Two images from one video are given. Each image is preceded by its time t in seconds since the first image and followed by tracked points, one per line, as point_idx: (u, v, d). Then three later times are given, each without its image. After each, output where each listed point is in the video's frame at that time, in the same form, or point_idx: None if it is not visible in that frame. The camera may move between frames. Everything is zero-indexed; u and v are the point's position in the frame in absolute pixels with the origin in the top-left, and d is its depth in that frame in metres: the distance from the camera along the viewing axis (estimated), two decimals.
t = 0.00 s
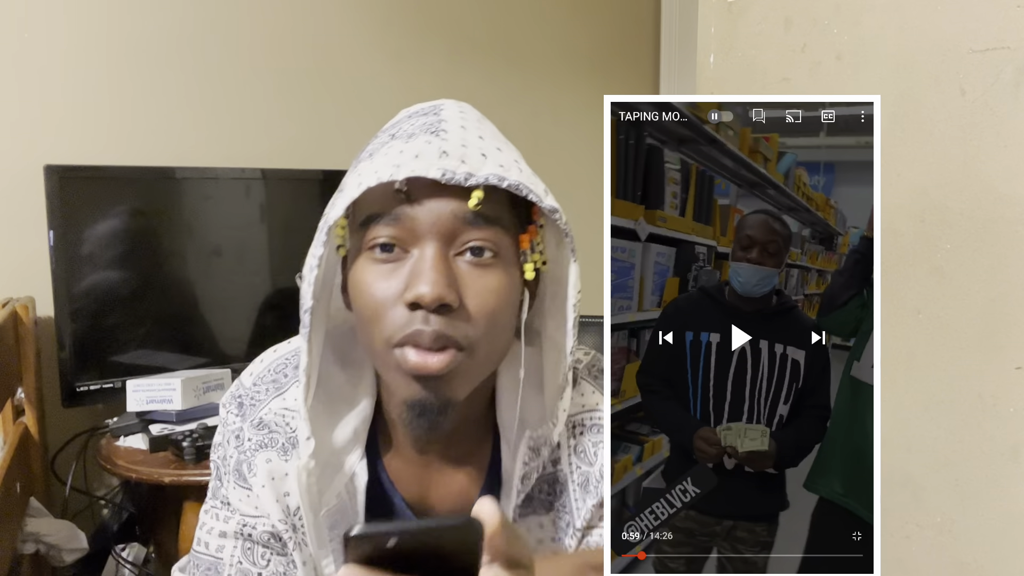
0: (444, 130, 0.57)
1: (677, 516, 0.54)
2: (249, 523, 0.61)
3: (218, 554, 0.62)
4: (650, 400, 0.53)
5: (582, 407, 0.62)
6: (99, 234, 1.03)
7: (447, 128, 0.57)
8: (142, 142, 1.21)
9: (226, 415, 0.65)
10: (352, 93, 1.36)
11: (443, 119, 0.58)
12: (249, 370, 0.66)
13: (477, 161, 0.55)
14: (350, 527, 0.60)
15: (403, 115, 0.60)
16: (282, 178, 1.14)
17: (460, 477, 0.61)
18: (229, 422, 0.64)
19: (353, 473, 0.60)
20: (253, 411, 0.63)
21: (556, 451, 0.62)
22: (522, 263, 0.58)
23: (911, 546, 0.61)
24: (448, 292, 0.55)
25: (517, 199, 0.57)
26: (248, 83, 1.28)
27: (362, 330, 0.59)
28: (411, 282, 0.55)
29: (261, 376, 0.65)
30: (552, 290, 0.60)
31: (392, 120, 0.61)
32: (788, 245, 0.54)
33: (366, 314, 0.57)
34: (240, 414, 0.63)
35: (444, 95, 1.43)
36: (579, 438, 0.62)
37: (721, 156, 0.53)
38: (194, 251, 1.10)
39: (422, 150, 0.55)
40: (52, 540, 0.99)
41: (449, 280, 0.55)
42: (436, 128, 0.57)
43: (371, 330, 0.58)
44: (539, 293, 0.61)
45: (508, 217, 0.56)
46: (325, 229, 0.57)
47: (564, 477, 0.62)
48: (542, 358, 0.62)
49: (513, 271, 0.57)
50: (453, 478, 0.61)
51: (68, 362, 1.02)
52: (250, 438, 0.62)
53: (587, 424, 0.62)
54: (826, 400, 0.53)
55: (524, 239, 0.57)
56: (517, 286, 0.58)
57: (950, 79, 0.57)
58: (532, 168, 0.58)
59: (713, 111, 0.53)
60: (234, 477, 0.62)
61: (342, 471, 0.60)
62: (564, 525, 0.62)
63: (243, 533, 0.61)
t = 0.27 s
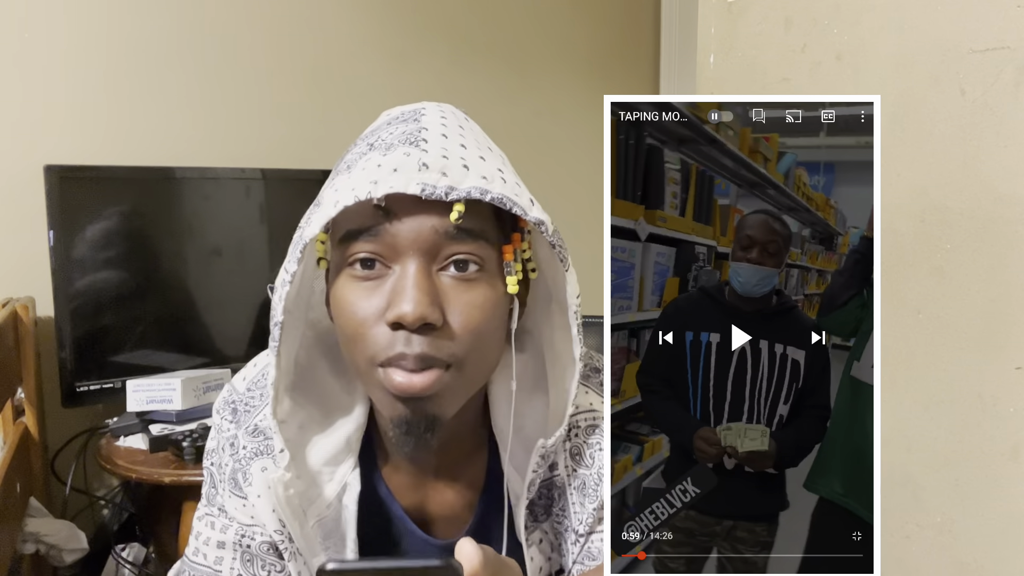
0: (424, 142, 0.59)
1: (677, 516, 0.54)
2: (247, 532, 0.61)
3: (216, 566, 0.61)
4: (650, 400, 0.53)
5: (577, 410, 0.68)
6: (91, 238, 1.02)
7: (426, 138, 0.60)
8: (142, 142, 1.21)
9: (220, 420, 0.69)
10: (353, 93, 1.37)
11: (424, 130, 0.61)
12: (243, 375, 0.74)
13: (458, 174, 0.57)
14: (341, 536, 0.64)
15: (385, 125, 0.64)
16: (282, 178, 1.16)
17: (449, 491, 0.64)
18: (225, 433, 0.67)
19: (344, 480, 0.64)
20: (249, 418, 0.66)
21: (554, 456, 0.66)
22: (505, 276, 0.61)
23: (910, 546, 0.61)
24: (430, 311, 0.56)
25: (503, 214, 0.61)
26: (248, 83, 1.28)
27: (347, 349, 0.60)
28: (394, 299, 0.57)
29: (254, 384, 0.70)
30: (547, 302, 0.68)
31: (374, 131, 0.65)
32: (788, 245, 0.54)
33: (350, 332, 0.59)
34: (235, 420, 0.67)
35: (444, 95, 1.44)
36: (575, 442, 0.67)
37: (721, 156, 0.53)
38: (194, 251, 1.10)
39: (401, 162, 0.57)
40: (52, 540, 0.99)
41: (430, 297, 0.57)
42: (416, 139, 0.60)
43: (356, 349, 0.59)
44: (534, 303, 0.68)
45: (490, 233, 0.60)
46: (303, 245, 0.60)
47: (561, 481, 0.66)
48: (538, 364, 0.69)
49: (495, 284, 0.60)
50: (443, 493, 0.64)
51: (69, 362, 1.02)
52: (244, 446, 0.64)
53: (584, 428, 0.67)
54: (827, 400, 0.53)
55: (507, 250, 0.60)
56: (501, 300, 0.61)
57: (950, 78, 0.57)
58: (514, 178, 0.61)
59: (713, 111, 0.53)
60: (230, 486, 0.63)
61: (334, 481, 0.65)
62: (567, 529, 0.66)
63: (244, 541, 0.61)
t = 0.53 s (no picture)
0: (434, 144, 0.60)
1: (677, 516, 0.54)
2: (251, 517, 0.61)
3: (222, 551, 0.61)
4: (650, 400, 0.53)
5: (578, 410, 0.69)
6: (92, 237, 1.03)
7: (436, 140, 0.60)
8: (142, 142, 1.21)
9: (228, 409, 0.70)
10: (353, 94, 1.37)
11: (433, 131, 0.61)
12: (250, 366, 0.74)
13: (468, 176, 0.58)
14: (342, 526, 0.64)
15: (393, 124, 0.64)
16: (282, 179, 1.16)
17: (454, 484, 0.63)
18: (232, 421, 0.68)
19: (345, 471, 0.64)
20: (255, 407, 0.67)
21: (553, 455, 0.67)
22: (512, 277, 0.61)
23: (910, 545, 0.61)
24: (441, 311, 0.56)
25: (510, 216, 0.61)
26: (248, 83, 1.28)
27: (356, 348, 0.60)
28: (404, 300, 0.56)
29: (261, 373, 0.71)
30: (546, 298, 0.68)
31: (382, 130, 0.65)
32: (787, 245, 0.54)
33: (360, 331, 0.59)
34: (243, 409, 0.68)
35: (445, 95, 1.44)
36: (575, 441, 0.68)
37: (721, 156, 0.53)
38: (194, 251, 1.10)
39: (411, 165, 0.58)
40: (52, 540, 0.99)
41: (440, 297, 0.57)
42: (425, 141, 0.60)
43: (366, 348, 0.59)
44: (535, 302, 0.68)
45: (497, 233, 0.60)
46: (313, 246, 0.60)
47: (560, 480, 0.67)
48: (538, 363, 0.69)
49: (502, 284, 0.60)
50: (444, 485, 0.63)
51: (69, 361, 1.02)
52: (251, 434, 0.65)
53: (585, 429, 0.68)
54: (826, 399, 0.53)
55: (514, 252, 0.60)
56: (507, 299, 0.61)
57: (950, 78, 0.57)
58: (521, 179, 0.61)
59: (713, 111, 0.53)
60: (237, 473, 0.64)
61: (335, 471, 0.64)
62: (564, 528, 0.66)
63: (247, 528, 0.61)
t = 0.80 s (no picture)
0: (441, 166, 0.59)
1: (677, 516, 0.54)
2: (243, 525, 0.64)
3: (215, 558, 0.65)
4: (650, 400, 0.53)
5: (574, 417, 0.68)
6: (92, 237, 1.03)
7: (443, 161, 0.59)
8: (142, 142, 1.21)
9: (222, 415, 0.71)
10: (353, 94, 1.37)
11: (440, 150, 0.60)
12: (245, 370, 0.74)
13: (476, 205, 0.57)
14: (335, 534, 0.66)
15: (397, 136, 0.63)
16: (282, 179, 1.16)
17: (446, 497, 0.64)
18: (226, 425, 0.69)
19: (338, 481, 0.66)
20: (248, 414, 0.68)
21: (548, 463, 0.67)
22: (515, 302, 0.61)
23: (910, 545, 0.61)
24: (440, 344, 0.58)
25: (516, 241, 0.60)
26: (248, 83, 1.28)
27: (357, 372, 0.61)
28: (406, 331, 0.58)
29: (254, 377, 0.71)
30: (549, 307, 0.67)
31: (384, 142, 0.64)
32: (787, 245, 0.54)
33: (360, 358, 0.60)
34: (235, 416, 0.69)
35: (445, 95, 1.44)
36: (567, 448, 0.68)
37: (721, 157, 0.53)
38: (194, 251, 1.10)
39: (418, 190, 0.57)
40: (52, 540, 0.99)
41: (440, 330, 0.58)
42: (432, 162, 0.59)
43: (368, 376, 0.61)
44: (541, 310, 0.67)
45: (502, 261, 0.60)
46: (311, 267, 0.59)
47: (552, 487, 0.67)
48: (536, 370, 0.69)
49: (504, 311, 0.61)
50: (440, 497, 0.64)
51: (69, 361, 1.02)
52: (243, 442, 0.66)
53: (578, 435, 0.68)
54: (826, 400, 0.53)
55: (519, 278, 0.60)
56: (508, 325, 0.62)
57: (950, 79, 0.57)
58: (531, 204, 0.60)
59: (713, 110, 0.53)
60: (229, 481, 0.66)
61: (328, 481, 0.66)
62: (558, 534, 0.67)
63: (240, 536, 0.65)
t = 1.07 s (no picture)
0: (430, 186, 0.58)
1: (677, 516, 0.54)
2: (244, 538, 0.63)
3: (215, 572, 0.63)
4: (650, 400, 0.53)
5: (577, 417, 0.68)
6: (92, 238, 1.03)
7: (433, 180, 0.58)
8: (141, 142, 1.21)
9: (218, 423, 0.70)
10: (353, 94, 1.37)
11: (430, 168, 0.59)
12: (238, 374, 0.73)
13: (468, 231, 0.57)
14: (335, 546, 0.67)
15: (386, 150, 0.62)
16: (281, 179, 1.16)
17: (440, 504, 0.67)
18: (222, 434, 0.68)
19: (338, 490, 0.67)
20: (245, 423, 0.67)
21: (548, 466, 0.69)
22: (502, 326, 0.62)
23: (910, 545, 0.61)
24: (428, 375, 0.59)
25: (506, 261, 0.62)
26: (247, 83, 1.28)
27: (348, 395, 0.63)
28: (395, 360, 0.59)
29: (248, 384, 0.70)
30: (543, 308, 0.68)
31: (372, 155, 0.63)
32: (787, 246, 0.54)
33: (349, 383, 0.62)
34: (232, 424, 0.68)
35: (444, 95, 1.43)
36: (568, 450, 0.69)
37: (721, 157, 0.53)
38: (194, 251, 1.10)
39: (406, 216, 0.56)
40: (52, 540, 0.99)
41: (428, 358, 0.59)
42: (422, 182, 0.58)
43: (359, 399, 0.62)
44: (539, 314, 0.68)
45: (492, 284, 0.61)
46: (293, 290, 0.59)
47: (553, 489, 0.69)
48: (532, 375, 0.70)
49: (491, 338, 0.62)
50: (436, 504, 0.67)
51: (69, 361, 1.02)
52: (242, 451, 0.65)
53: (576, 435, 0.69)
54: (827, 400, 0.53)
55: (508, 301, 0.62)
56: (498, 348, 0.63)
57: (950, 78, 0.57)
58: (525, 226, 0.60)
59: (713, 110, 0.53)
60: (228, 491, 0.64)
61: (326, 490, 0.67)
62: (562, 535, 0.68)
63: (241, 548, 0.63)
